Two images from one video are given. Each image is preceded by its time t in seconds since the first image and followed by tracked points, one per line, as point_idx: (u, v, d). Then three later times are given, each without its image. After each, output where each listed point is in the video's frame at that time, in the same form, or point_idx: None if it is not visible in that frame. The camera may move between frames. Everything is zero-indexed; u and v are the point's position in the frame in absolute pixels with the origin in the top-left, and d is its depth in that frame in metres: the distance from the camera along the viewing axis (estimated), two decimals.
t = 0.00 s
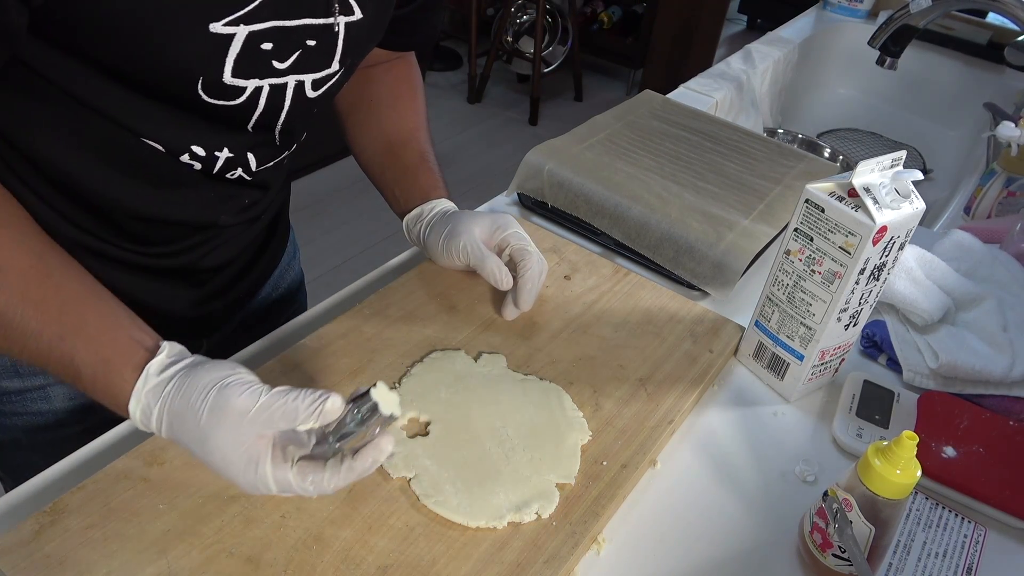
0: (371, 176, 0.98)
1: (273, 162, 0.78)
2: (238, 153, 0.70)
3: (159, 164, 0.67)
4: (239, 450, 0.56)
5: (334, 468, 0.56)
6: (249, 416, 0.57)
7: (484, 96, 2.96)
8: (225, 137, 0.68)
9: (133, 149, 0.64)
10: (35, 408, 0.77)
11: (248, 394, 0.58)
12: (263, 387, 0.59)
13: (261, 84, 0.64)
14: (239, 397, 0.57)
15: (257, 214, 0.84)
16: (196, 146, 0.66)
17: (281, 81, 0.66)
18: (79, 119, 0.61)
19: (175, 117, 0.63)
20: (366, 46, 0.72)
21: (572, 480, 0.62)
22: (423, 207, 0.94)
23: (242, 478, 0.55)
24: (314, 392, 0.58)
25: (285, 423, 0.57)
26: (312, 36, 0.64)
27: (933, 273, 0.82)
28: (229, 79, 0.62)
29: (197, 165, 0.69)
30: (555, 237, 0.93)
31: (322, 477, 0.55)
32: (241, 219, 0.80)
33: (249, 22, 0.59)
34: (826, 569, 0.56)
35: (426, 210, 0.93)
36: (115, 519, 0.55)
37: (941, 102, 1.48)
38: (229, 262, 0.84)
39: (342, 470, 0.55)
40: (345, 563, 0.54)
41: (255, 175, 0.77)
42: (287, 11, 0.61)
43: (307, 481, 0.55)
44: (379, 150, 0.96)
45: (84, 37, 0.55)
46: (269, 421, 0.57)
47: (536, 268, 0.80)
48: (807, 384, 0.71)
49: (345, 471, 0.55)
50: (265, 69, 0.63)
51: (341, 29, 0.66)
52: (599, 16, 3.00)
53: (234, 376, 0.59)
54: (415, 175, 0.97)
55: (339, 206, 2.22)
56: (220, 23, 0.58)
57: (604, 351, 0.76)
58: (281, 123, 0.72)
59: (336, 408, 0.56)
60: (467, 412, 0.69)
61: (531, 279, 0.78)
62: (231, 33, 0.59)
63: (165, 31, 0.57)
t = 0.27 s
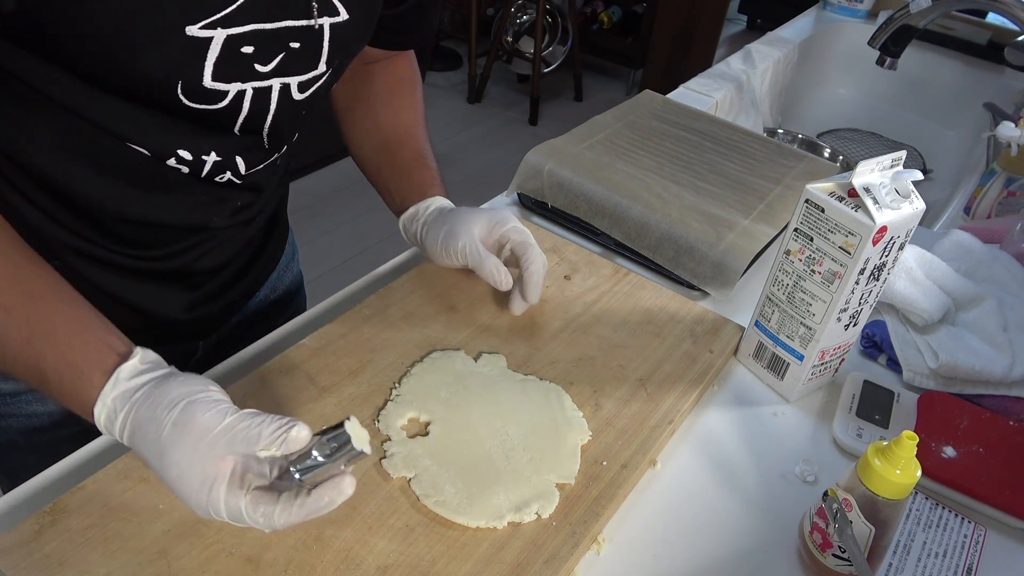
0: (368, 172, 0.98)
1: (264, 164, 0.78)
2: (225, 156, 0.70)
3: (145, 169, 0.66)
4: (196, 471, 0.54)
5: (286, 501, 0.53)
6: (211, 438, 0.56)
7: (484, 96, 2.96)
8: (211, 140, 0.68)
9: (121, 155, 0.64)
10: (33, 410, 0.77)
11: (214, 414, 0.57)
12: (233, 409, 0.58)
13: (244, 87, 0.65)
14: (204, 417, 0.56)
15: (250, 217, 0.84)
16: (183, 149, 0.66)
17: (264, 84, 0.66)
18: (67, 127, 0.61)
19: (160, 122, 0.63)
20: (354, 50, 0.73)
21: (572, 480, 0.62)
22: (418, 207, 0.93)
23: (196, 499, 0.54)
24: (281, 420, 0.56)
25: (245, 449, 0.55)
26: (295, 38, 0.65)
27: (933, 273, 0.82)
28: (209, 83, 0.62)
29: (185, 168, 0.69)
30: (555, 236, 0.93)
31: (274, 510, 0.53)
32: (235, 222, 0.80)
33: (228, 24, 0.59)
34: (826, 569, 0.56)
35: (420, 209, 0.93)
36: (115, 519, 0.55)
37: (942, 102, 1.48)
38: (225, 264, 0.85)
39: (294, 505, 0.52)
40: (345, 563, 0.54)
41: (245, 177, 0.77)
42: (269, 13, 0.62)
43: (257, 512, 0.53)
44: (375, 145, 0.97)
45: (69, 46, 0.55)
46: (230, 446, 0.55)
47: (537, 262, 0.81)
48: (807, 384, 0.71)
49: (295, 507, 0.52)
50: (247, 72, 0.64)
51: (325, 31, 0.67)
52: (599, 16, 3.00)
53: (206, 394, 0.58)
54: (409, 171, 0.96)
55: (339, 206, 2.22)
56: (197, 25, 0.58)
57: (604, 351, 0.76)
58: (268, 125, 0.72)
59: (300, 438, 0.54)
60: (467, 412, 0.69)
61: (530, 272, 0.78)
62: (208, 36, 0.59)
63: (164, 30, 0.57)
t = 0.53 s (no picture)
0: (311, 204, 0.80)
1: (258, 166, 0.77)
2: (211, 153, 0.69)
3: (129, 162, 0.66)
4: (196, 385, 0.53)
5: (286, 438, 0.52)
6: (207, 355, 0.52)
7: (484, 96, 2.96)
8: (196, 136, 0.67)
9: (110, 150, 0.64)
10: (27, 413, 0.77)
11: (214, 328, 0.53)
12: (237, 326, 0.53)
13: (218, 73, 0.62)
14: (201, 331, 0.52)
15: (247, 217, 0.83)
16: (166, 143, 0.65)
17: (240, 70, 0.63)
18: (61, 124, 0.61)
19: (143, 114, 0.63)
20: (347, 41, 0.70)
21: (573, 480, 0.62)
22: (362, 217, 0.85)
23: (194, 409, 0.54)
24: (280, 353, 0.51)
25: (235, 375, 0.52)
26: (272, 22, 0.62)
27: (933, 273, 0.82)
28: (178, 65, 0.60)
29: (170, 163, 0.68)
30: (555, 236, 0.92)
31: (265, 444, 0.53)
32: (229, 222, 0.80)
33: (195, 5, 0.57)
34: (826, 569, 0.55)
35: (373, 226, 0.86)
36: (115, 519, 0.55)
37: (941, 102, 1.48)
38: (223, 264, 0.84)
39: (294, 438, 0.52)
40: (345, 563, 0.54)
41: (236, 176, 0.75)
42: None
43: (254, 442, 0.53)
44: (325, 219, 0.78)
45: (59, 39, 0.56)
46: (221, 367, 0.52)
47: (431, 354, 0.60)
48: (807, 384, 0.71)
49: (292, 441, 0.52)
50: (219, 56, 0.61)
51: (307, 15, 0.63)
52: (599, 17, 3.00)
53: (212, 303, 0.54)
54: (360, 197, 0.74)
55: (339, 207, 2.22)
56: None
57: (603, 351, 0.76)
58: (255, 125, 0.69)
59: (295, 375, 0.50)
60: (467, 413, 0.69)
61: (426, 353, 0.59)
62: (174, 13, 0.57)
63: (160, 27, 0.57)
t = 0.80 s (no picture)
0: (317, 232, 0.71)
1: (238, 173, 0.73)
2: (178, 162, 0.67)
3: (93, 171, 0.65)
4: (149, 373, 0.46)
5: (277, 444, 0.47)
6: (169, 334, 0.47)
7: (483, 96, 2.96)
8: (159, 148, 0.65)
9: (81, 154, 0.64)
10: (12, 418, 0.77)
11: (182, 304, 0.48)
12: (205, 301, 0.49)
13: (170, 77, 0.60)
14: (163, 306, 0.47)
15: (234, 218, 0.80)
16: (127, 154, 0.64)
17: (194, 71, 0.61)
18: (27, 133, 0.61)
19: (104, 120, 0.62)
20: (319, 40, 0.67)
21: (573, 480, 0.62)
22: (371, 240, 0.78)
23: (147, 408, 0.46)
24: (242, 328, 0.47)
25: (195, 352, 0.46)
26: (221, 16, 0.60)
27: (933, 273, 0.82)
28: (126, 68, 0.58)
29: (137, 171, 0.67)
30: (555, 236, 0.92)
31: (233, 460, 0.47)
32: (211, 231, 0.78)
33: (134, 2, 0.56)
34: (826, 569, 0.55)
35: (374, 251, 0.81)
36: (115, 520, 0.55)
37: (942, 102, 1.48)
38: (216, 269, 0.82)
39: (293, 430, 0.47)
40: (345, 563, 0.54)
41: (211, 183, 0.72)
42: None
43: (247, 461, 0.47)
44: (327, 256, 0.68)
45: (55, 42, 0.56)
46: (180, 346, 0.46)
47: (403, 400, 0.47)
48: (807, 384, 0.71)
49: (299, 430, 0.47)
50: (167, 57, 0.59)
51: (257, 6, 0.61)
52: (599, 17, 3.00)
53: (188, 279, 0.50)
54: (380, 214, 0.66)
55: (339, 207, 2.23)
56: None
57: (603, 351, 0.76)
58: (223, 133, 0.66)
59: (256, 357, 0.44)
60: (467, 413, 0.69)
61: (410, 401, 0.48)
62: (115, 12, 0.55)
63: (108, 26, 0.56)
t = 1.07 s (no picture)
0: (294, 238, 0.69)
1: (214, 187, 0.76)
2: (148, 173, 0.71)
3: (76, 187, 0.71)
4: (69, 391, 0.43)
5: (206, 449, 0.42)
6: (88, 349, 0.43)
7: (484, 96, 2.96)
8: (132, 163, 0.69)
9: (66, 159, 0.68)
10: None
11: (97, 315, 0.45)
12: (122, 307, 0.45)
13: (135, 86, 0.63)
14: (77, 313, 0.45)
15: (219, 230, 0.82)
16: (99, 169, 0.69)
17: (160, 80, 0.64)
18: (17, 152, 0.67)
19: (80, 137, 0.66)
20: (291, 42, 0.68)
21: (573, 480, 0.62)
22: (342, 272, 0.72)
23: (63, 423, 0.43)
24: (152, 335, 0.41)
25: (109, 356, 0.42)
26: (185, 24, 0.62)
27: (933, 273, 0.82)
28: (88, 78, 0.62)
29: (112, 185, 0.72)
30: (555, 236, 0.92)
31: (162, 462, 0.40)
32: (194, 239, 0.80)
33: (89, 10, 0.59)
34: (826, 569, 0.55)
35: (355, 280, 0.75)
36: (115, 520, 0.55)
37: (942, 102, 1.48)
38: (206, 276, 0.83)
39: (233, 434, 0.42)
40: (345, 563, 0.54)
41: (188, 197, 0.76)
42: None
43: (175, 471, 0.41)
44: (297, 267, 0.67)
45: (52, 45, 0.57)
46: (98, 355, 0.43)
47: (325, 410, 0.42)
48: (807, 384, 0.71)
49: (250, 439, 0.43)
50: (130, 65, 0.62)
51: (223, 11, 0.63)
52: (599, 17, 3.00)
53: (107, 285, 0.47)
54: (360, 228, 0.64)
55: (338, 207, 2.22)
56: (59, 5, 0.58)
57: (603, 351, 0.76)
58: (189, 146, 0.69)
59: (183, 360, 0.39)
60: (467, 413, 0.69)
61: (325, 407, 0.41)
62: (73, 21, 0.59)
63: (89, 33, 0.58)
